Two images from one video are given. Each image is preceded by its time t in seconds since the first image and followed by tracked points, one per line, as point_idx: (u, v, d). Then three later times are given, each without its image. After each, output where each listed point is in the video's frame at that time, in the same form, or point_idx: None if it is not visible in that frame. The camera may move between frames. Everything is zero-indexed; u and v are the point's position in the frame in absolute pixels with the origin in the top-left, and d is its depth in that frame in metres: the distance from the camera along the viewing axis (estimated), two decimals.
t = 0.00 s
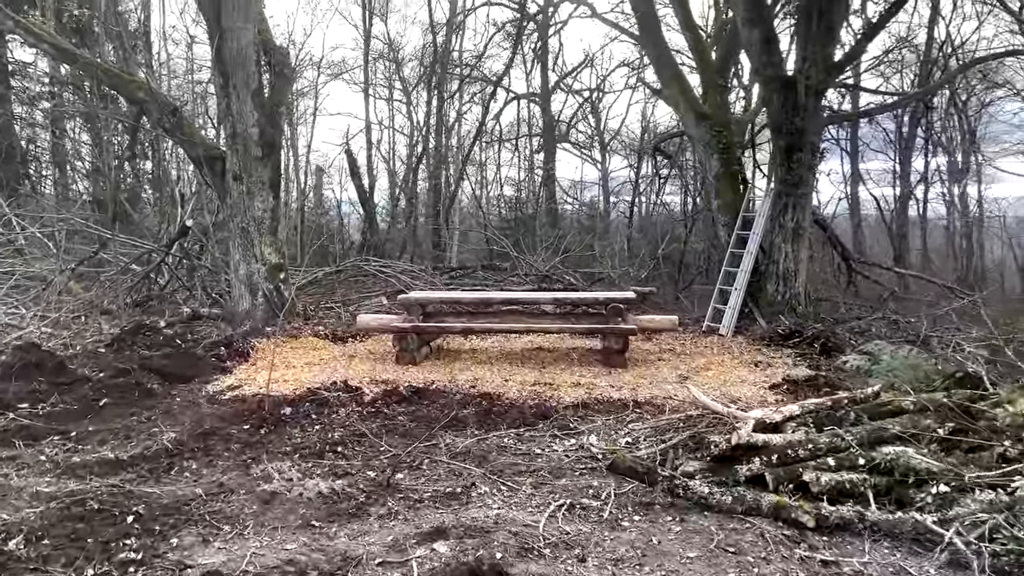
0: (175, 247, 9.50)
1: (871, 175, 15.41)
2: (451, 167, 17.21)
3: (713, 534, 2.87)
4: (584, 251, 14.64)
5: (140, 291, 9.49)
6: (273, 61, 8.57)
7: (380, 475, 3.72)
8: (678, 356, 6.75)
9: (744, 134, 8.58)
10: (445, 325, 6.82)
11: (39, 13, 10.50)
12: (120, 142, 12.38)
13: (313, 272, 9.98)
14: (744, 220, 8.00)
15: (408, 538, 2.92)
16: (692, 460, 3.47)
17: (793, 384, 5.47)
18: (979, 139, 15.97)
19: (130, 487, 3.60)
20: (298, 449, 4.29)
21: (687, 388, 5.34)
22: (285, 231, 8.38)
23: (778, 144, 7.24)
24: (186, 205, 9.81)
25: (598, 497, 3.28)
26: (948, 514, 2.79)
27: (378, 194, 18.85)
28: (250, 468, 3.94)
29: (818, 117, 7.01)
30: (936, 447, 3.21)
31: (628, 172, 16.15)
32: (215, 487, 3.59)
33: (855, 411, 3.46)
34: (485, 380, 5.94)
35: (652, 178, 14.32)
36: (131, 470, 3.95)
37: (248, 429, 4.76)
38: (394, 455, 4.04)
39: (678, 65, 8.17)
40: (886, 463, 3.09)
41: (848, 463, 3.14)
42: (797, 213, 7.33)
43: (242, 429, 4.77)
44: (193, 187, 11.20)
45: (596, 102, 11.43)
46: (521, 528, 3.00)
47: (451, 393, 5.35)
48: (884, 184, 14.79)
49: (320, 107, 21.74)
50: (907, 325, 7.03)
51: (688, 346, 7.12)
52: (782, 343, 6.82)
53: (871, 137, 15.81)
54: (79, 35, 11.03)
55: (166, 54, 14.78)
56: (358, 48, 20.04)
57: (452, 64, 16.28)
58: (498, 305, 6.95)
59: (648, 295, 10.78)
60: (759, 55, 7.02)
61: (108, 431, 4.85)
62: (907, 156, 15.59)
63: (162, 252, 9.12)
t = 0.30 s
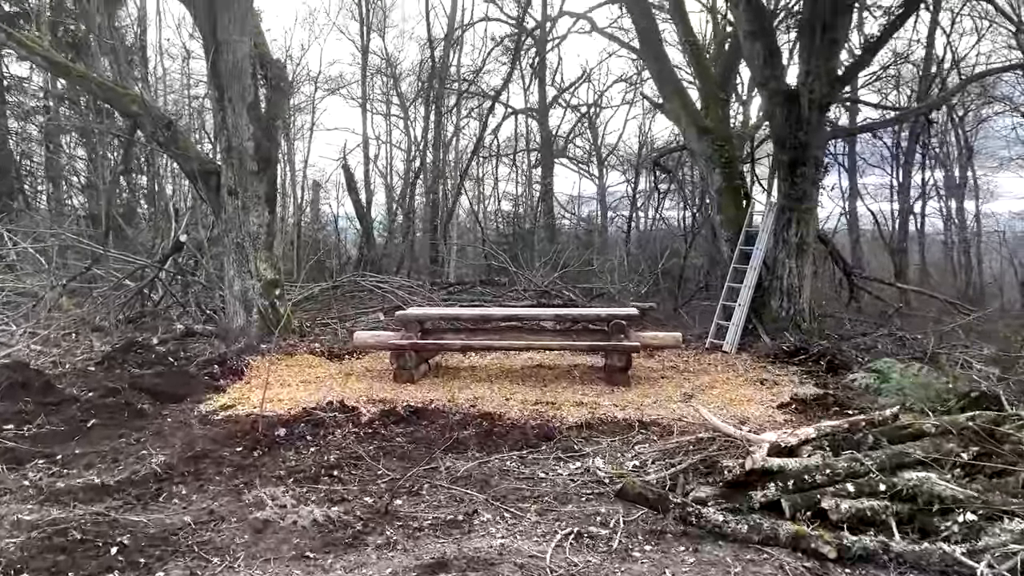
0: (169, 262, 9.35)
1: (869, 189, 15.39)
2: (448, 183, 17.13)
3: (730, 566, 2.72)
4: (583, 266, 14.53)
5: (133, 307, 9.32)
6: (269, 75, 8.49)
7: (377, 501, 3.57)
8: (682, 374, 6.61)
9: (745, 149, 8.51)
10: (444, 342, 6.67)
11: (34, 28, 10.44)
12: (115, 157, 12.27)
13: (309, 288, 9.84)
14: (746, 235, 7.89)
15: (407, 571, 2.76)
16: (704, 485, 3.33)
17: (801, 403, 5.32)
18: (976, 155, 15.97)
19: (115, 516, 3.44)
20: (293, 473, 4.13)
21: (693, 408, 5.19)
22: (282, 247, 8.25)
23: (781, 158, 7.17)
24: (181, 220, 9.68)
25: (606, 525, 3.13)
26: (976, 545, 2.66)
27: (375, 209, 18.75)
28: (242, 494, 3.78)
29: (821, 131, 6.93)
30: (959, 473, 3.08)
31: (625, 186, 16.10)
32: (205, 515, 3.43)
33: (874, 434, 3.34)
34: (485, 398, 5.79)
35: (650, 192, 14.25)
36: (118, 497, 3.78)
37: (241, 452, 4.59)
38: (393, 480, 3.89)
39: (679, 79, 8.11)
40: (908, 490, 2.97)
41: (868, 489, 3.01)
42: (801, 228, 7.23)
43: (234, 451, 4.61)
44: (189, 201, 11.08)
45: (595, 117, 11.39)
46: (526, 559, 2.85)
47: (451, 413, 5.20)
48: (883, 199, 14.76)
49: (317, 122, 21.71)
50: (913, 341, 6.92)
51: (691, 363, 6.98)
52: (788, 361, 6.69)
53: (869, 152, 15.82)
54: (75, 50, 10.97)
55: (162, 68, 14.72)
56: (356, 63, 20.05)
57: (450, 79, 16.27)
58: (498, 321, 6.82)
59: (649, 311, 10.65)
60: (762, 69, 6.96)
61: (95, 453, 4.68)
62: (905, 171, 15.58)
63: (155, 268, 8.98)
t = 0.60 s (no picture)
0: (161, 279, 9.19)
1: (867, 206, 15.37)
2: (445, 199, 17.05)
3: None
4: (581, 283, 14.40)
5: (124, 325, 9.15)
6: (264, 90, 8.39)
7: (371, 533, 3.40)
8: (685, 395, 6.44)
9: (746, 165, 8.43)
10: (442, 362, 6.52)
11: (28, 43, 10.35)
12: (109, 172, 12.15)
13: (304, 305, 9.69)
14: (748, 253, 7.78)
15: None
16: (716, 517, 3.17)
17: (810, 427, 5.16)
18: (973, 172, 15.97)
19: (94, 551, 3.26)
20: (284, 501, 3.96)
21: (699, 433, 5.03)
22: (277, 264, 8.11)
23: (784, 174, 7.08)
24: (174, 236, 9.53)
25: (613, 560, 2.96)
26: None
27: (371, 225, 18.64)
28: (228, 525, 3.60)
29: (825, 147, 6.84)
30: (985, 507, 2.93)
31: (622, 203, 16.04)
32: (188, 550, 3.25)
33: (894, 463, 3.19)
34: (484, 421, 5.62)
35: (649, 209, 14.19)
36: (98, 529, 3.60)
37: (230, 479, 4.41)
38: (388, 510, 3.71)
39: (680, 95, 8.06)
40: (932, 524, 2.82)
41: (889, 522, 2.86)
42: (804, 246, 7.11)
43: (223, 478, 4.42)
44: (182, 217, 10.95)
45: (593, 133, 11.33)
46: None
47: (449, 437, 5.04)
48: (881, 215, 14.71)
49: (314, 138, 21.66)
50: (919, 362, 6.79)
51: (694, 384, 6.83)
52: (792, 382, 6.55)
53: (866, 169, 15.82)
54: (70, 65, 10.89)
55: (158, 84, 14.64)
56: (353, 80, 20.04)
57: (447, 95, 16.24)
58: (497, 341, 6.70)
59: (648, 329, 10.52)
60: (765, 85, 6.90)
61: (78, 480, 4.49)
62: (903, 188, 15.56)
63: (147, 285, 8.81)
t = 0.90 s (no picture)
0: (154, 296, 9.03)
1: (865, 223, 15.34)
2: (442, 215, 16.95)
3: None
4: (579, 300, 14.27)
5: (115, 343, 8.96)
6: (259, 105, 8.31)
7: (366, 568, 3.24)
8: (688, 416, 6.30)
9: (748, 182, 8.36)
10: (440, 383, 6.37)
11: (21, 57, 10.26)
12: (102, 187, 12.01)
13: (299, 323, 9.53)
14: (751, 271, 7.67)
15: None
16: (729, 551, 3.03)
17: (818, 451, 5.02)
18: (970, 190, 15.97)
19: None
20: (276, 531, 3.80)
21: (705, 459, 4.89)
22: (272, 281, 7.97)
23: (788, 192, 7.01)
24: (167, 252, 9.38)
25: None
26: None
27: (367, 241, 18.52)
28: (217, 558, 3.44)
29: (829, 164, 6.77)
30: (1013, 543, 2.81)
31: (619, 219, 15.97)
32: None
33: (916, 495, 3.07)
34: (483, 444, 5.47)
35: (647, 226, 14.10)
36: (80, 563, 3.45)
37: (219, 506, 4.23)
38: (385, 541, 3.55)
39: (681, 112, 8.02)
40: (960, 561, 2.69)
41: (914, 558, 2.73)
42: (808, 264, 7.01)
43: (212, 505, 4.25)
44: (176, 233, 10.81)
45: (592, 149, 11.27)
46: None
47: (448, 462, 4.89)
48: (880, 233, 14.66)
49: (310, 154, 21.61)
50: (926, 384, 6.66)
51: (697, 405, 6.69)
52: (797, 403, 6.41)
53: (863, 187, 15.81)
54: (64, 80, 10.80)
55: (153, 98, 14.57)
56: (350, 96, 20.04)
57: (444, 111, 16.21)
58: (497, 361, 6.58)
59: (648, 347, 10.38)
60: (767, 102, 6.85)
61: (61, 507, 4.32)
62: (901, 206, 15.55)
63: (139, 302, 8.64)
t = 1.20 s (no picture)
0: (147, 311, 8.86)
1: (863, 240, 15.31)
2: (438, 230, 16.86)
3: None
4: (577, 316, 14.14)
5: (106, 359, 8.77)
6: (256, 118, 8.21)
7: None
8: (694, 436, 6.17)
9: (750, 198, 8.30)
10: (440, 401, 6.23)
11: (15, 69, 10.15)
12: (96, 201, 11.86)
13: (295, 339, 9.37)
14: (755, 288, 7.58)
15: None
16: None
17: (830, 473, 4.89)
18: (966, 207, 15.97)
19: None
20: (273, 559, 3.64)
21: (715, 482, 4.74)
22: (268, 296, 7.83)
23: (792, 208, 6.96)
24: (161, 267, 9.22)
25: None
26: None
27: (362, 255, 18.39)
28: None
29: (834, 180, 6.73)
30: None
31: (616, 234, 15.91)
32: None
33: (945, 524, 2.98)
34: (485, 465, 5.32)
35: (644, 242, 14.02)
36: None
37: (212, 532, 4.07)
38: (387, 571, 3.40)
39: (683, 126, 7.97)
40: None
41: None
42: (813, 281, 6.92)
43: (206, 530, 4.09)
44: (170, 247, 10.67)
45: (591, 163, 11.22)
46: None
47: (450, 485, 4.73)
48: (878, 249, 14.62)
49: (306, 168, 21.54)
50: (935, 403, 6.54)
51: (703, 425, 6.55)
52: (804, 423, 6.29)
53: (860, 203, 15.80)
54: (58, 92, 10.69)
55: (148, 112, 14.47)
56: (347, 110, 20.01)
57: (441, 125, 16.18)
58: (498, 379, 6.46)
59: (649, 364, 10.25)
60: (771, 116, 6.85)
61: (47, 532, 4.15)
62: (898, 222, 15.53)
63: (132, 318, 8.47)
